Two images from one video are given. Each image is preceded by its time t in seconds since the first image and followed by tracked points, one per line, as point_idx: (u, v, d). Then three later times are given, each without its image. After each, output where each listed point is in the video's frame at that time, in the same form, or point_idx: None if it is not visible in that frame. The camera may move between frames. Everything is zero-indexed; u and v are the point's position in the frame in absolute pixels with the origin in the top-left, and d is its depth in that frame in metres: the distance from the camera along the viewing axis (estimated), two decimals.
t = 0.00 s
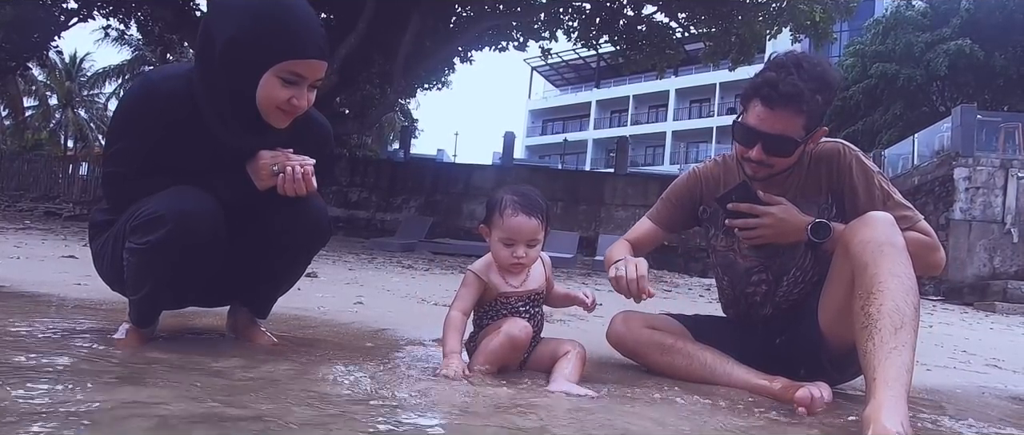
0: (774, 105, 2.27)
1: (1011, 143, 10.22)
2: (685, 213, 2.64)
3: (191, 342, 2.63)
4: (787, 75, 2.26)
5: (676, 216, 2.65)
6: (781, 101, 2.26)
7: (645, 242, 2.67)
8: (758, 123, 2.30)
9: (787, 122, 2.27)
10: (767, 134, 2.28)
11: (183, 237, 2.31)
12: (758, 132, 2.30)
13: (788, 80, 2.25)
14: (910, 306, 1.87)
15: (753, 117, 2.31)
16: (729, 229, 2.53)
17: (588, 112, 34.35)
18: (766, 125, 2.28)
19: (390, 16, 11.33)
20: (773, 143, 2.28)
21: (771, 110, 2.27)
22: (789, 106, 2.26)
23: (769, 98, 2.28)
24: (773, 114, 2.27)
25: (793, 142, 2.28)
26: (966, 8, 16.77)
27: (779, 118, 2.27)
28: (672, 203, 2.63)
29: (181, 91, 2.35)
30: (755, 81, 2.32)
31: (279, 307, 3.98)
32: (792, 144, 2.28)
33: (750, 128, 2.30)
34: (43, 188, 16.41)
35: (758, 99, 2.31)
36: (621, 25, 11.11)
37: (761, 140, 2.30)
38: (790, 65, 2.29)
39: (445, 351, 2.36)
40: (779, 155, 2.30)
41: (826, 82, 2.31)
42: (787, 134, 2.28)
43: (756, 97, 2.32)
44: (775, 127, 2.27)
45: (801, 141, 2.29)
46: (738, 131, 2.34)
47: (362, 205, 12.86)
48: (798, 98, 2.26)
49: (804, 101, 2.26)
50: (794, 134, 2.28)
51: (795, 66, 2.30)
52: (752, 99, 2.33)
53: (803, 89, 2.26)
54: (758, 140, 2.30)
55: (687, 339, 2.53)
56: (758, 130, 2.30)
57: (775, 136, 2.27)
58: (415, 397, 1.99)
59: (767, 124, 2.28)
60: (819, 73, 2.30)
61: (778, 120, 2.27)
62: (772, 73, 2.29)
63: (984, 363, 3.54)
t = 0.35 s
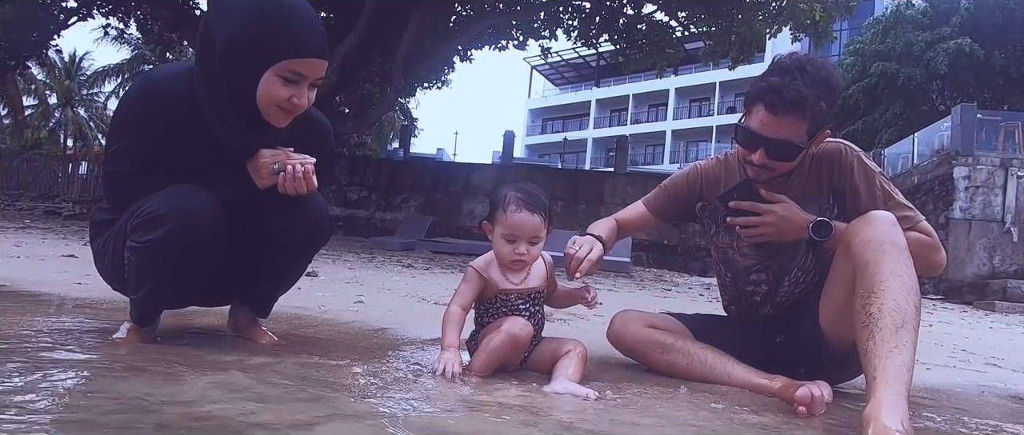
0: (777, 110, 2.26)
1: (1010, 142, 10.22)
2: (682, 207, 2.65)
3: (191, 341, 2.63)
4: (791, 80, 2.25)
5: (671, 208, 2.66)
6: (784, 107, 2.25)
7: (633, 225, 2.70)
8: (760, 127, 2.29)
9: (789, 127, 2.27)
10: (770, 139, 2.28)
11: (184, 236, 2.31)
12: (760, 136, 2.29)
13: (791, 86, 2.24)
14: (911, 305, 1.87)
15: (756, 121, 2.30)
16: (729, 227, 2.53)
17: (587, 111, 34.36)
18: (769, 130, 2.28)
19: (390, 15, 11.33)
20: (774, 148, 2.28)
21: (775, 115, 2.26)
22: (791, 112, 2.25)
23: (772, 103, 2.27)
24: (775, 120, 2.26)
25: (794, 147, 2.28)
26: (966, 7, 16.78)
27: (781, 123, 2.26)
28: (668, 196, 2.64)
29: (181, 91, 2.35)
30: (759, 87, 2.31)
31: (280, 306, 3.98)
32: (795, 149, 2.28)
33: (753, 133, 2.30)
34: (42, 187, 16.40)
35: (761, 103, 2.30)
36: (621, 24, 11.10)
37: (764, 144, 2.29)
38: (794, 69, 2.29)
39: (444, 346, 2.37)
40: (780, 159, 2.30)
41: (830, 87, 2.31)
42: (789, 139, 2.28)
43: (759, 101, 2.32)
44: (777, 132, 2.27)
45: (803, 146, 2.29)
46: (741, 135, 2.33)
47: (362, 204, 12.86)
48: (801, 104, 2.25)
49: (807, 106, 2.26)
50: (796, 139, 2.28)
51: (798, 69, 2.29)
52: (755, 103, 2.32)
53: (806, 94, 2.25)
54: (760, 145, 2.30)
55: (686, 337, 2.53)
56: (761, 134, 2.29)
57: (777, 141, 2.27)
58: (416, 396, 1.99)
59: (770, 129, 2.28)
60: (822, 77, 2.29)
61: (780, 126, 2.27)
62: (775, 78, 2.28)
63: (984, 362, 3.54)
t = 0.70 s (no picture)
0: (775, 113, 2.26)
1: (1009, 143, 10.23)
2: (679, 204, 2.65)
3: (191, 342, 2.64)
4: (789, 83, 2.25)
5: (669, 204, 2.66)
6: (783, 110, 2.25)
7: (628, 212, 2.69)
8: (759, 131, 2.29)
9: (788, 130, 2.27)
10: (769, 142, 2.28)
11: (183, 237, 2.31)
12: (758, 140, 2.29)
13: (790, 89, 2.24)
14: (908, 307, 1.87)
15: (754, 124, 2.30)
16: (727, 227, 2.53)
17: (587, 110, 34.36)
18: (768, 133, 2.28)
19: (390, 15, 11.33)
20: (772, 152, 2.28)
21: (773, 118, 2.26)
22: (789, 114, 2.25)
23: (771, 106, 2.27)
24: (774, 122, 2.26)
25: (793, 150, 2.28)
26: (966, 7, 16.77)
27: (780, 127, 2.26)
28: (666, 193, 2.64)
29: (180, 92, 2.36)
30: (758, 89, 2.31)
31: (279, 307, 3.99)
32: (793, 152, 2.28)
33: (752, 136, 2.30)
34: (43, 187, 16.42)
35: (760, 106, 2.30)
36: (620, 24, 11.09)
37: (762, 147, 2.29)
38: (794, 73, 2.28)
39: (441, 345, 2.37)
40: (779, 163, 2.30)
41: (830, 90, 2.31)
42: (787, 142, 2.28)
43: (757, 103, 2.31)
44: (776, 135, 2.27)
45: (801, 150, 2.30)
46: (740, 137, 2.33)
47: (362, 204, 12.87)
48: (800, 108, 2.25)
49: (806, 110, 2.26)
50: (795, 143, 2.28)
51: (797, 72, 2.29)
52: (754, 106, 2.32)
53: (805, 98, 2.25)
54: (758, 148, 2.30)
55: (684, 340, 2.54)
56: (759, 137, 2.29)
57: (776, 144, 2.28)
58: (413, 398, 1.99)
59: (768, 133, 2.28)
60: (821, 81, 2.29)
61: (779, 128, 2.27)
62: (775, 81, 2.28)
63: (982, 363, 3.55)
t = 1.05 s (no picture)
0: (773, 109, 2.27)
1: (1007, 142, 10.24)
2: (677, 200, 2.65)
3: (188, 342, 2.64)
4: (787, 79, 2.26)
5: (667, 200, 2.65)
6: (780, 106, 2.26)
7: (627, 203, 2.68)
8: (756, 127, 2.30)
9: (786, 127, 2.27)
10: (767, 138, 2.29)
11: (180, 236, 2.31)
12: (757, 136, 2.30)
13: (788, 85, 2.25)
14: (904, 304, 1.88)
15: (752, 120, 2.31)
16: (724, 224, 2.53)
17: (586, 110, 34.37)
18: (765, 130, 2.29)
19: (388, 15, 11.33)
20: (770, 148, 2.29)
21: (770, 114, 2.27)
22: (786, 110, 2.26)
23: (768, 102, 2.27)
24: (771, 118, 2.27)
25: (791, 147, 2.29)
26: (963, 6, 16.78)
27: (778, 123, 2.27)
28: (664, 189, 2.64)
29: (178, 90, 2.36)
30: (756, 85, 2.31)
31: (276, 306, 3.99)
32: (790, 148, 2.29)
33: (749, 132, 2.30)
34: (41, 187, 16.41)
35: (757, 102, 2.31)
36: (618, 23, 11.09)
37: (760, 143, 2.30)
38: (791, 69, 2.29)
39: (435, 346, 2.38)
40: (776, 159, 2.31)
41: (827, 87, 2.31)
42: (785, 138, 2.28)
43: (755, 100, 2.32)
44: (773, 131, 2.28)
45: (799, 146, 2.30)
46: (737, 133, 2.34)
47: (360, 204, 12.87)
48: (798, 104, 2.26)
49: (803, 106, 2.26)
50: (792, 139, 2.29)
51: (795, 69, 2.29)
52: (752, 102, 2.33)
53: (802, 94, 2.26)
54: (755, 144, 2.31)
55: (681, 337, 2.54)
56: (757, 134, 2.30)
57: (773, 140, 2.28)
58: (410, 397, 1.99)
59: (765, 129, 2.29)
60: (818, 78, 2.29)
61: (776, 124, 2.27)
62: (773, 77, 2.28)
63: (979, 361, 3.55)
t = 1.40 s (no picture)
0: (776, 106, 2.27)
1: (1006, 141, 10.26)
2: (678, 197, 2.64)
3: (189, 340, 2.64)
4: (790, 76, 2.26)
5: (668, 197, 2.65)
6: (783, 103, 2.26)
7: (628, 199, 2.67)
8: (758, 124, 2.30)
9: (788, 125, 2.28)
10: (769, 134, 2.29)
11: (181, 234, 2.31)
12: (759, 133, 2.30)
13: (791, 81, 2.25)
14: (906, 302, 1.89)
15: (754, 118, 2.31)
16: (726, 221, 2.53)
17: (585, 110, 34.37)
18: (767, 127, 2.29)
19: (387, 14, 11.32)
20: (773, 145, 2.29)
21: (772, 111, 2.27)
22: (789, 108, 2.26)
23: (772, 99, 2.27)
24: (774, 115, 2.27)
25: (793, 144, 2.29)
26: (963, 6, 16.79)
27: (780, 121, 2.27)
28: (665, 187, 2.64)
29: (180, 88, 2.36)
30: (759, 81, 2.31)
31: (276, 304, 3.99)
32: (793, 145, 2.29)
33: (752, 129, 2.31)
34: (40, 186, 16.41)
35: (760, 99, 2.31)
36: (618, 23, 11.10)
37: (762, 140, 2.31)
38: (794, 66, 2.29)
39: (439, 345, 2.39)
40: (778, 156, 2.31)
41: (829, 84, 2.31)
42: (787, 134, 2.28)
43: (758, 97, 2.32)
44: (776, 128, 2.28)
45: (801, 143, 2.30)
46: (740, 129, 2.34)
47: (360, 203, 12.87)
48: (801, 101, 2.26)
49: (806, 103, 2.27)
50: (795, 136, 2.29)
51: (798, 66, 2.30)
52: (755, 99, 2.33)
53: (805, 92, 2.26)
54: (758, 141, 2.31)
55: (681, 336, 2.54)
56: (759, 131, 2.30)
57: (775, 137, 2.28)
58: (412, 395, 1.99)
59: (768, 126, 2.29)
60: (821, 76, 2.29)
61: (779, 122, 2.27)
62: (776, 73, 2.28)
63: (979, 359, 3.56)
